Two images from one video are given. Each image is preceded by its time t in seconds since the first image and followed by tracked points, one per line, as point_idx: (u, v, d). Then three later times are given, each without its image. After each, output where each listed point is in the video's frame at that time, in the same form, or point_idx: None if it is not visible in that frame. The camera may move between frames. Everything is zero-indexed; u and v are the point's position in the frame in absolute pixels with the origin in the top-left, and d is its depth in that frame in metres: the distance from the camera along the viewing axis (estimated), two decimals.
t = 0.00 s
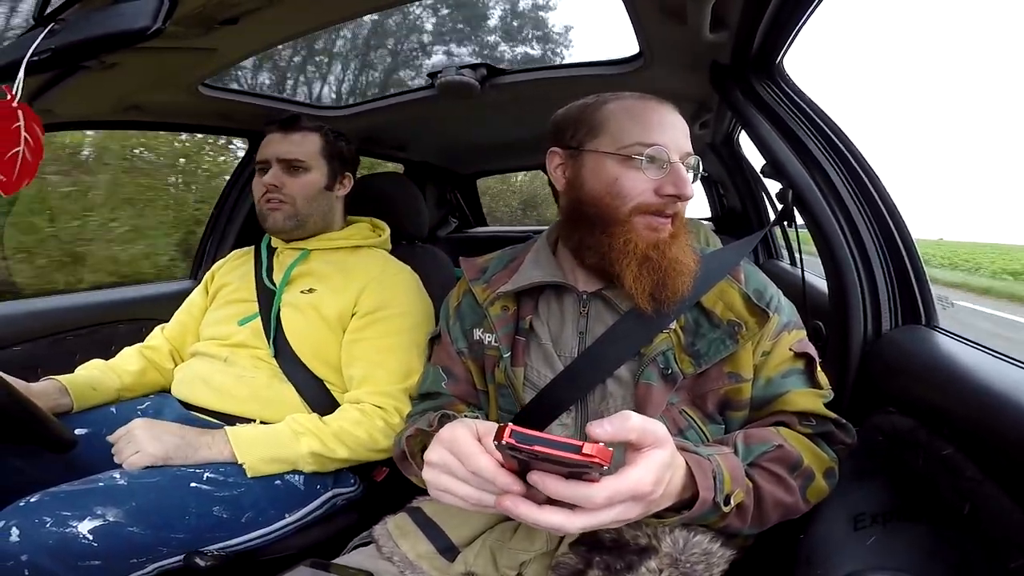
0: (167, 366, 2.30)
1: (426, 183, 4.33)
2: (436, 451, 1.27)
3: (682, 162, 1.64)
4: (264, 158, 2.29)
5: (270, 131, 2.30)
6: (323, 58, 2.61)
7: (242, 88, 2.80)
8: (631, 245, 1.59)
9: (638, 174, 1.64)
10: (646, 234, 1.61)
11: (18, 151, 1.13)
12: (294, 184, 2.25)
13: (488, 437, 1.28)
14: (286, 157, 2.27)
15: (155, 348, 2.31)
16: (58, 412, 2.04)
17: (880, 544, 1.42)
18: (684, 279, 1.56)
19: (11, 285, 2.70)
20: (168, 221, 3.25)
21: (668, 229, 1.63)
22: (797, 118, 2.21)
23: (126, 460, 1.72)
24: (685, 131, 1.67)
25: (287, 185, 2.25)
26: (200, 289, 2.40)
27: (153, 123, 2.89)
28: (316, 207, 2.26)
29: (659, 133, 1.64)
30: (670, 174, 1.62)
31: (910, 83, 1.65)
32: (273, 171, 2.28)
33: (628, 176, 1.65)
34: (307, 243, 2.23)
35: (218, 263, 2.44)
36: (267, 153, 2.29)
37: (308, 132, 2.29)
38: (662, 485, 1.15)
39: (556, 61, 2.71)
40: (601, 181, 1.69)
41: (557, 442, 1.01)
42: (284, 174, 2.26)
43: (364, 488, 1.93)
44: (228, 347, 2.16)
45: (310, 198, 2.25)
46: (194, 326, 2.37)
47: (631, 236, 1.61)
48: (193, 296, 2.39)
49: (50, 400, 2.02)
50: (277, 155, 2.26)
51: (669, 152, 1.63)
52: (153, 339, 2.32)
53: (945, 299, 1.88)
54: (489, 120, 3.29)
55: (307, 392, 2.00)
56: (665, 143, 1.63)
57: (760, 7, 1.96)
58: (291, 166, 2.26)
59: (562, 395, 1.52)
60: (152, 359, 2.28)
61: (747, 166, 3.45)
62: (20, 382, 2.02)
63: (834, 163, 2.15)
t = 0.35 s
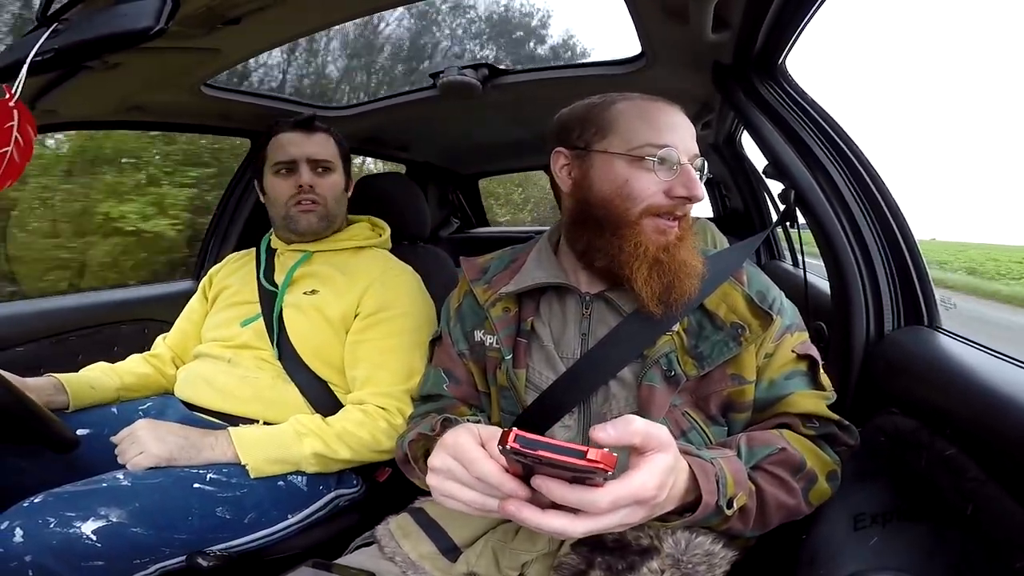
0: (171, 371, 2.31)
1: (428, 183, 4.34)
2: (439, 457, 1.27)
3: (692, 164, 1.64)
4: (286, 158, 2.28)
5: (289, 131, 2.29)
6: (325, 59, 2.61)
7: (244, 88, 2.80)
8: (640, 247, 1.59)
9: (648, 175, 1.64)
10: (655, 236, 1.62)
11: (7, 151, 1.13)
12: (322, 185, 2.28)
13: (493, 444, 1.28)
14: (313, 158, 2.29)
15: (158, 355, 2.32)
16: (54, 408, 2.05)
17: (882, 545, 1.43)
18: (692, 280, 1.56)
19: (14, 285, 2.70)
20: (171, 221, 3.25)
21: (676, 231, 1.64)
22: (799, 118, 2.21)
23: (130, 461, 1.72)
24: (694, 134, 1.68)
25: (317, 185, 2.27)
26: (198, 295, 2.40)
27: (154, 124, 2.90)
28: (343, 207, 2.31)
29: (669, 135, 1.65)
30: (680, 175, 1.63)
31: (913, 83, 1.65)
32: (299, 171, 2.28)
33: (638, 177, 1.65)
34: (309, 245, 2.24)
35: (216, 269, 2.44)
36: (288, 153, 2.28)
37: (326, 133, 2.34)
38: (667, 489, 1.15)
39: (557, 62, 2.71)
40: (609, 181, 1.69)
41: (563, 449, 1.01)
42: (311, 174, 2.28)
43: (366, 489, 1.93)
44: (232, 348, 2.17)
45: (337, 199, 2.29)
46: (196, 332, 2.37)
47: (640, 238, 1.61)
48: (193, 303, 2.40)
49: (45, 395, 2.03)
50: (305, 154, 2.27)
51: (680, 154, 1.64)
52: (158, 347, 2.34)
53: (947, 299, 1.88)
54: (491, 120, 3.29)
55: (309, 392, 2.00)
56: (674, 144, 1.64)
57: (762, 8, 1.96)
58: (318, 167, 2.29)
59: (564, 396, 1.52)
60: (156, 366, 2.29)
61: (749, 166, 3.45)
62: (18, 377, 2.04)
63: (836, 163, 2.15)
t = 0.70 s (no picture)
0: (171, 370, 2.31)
1: (428, 182, 4.34)
2: (438, 458, 1.26)
3: (692, 162, 1.64)
4: (266, 163, 2.26)
5: (266, 135, 2.27)
6: (325, 58, 2.62)
7: (244, 88, 2.80)
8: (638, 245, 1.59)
9: (649, 173, 1.65)
10: (654, 235, 1.62)
11: (23, 150, 1.12)
12: (306, 189, 2.27)
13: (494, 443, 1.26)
14: (293, 162, 2.28)
15: (156, 356, 2.32)
16: (55, 404, 2.05)
17: (882, 544, 1.45)
18: (691, 278, 1.56)
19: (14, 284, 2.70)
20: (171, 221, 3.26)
21: (676, 230, 1.64)
22: (798, 118, 2.21)
23: (131, 460, 1.72)
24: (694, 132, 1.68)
25: (301, 189, 2.25)
26: (189, 297, 2.40)
27: (156, 123, 2.91)
28: (328, 210, 2.29)
29: (670, 133, 1.65)
30: (679, 174, 1.63)
31: (912, 83, 1.66)
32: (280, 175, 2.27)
33: (639, 175, 1.66)
34: (295, 248, 2.23)
35: (204, 268, 2.45)
36: (268, 158, 2.26)
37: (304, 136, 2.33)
38: (671, 488, 1.16)
39: (557, 62, 2.72)
40: (610, 180, 1.70)
41: (571, 442, 0.99)
42: (294, 178, 2.26)
43: (366, 488, 1.93)
44: (229, 350, 2.17)
45: (321, 202, 2.28)
46: (188, 335, 2.38)
47: (640, 236, 1.61)
48: (183, 304, 2.39)
49: (46, 389, 2.04)
50: (286, 158, 2.26)
51: (680, 152, 1.64)
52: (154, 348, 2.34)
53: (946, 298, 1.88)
54: (492, 119, 3.29)
55: (308, 392, 2.00)
56: (675, 143, 1.64)
57: (762, 8, 1.96)
58: (299, 171, 2.28)
59: (563, 395, 1.52)
60: (155, 365, 2.30)
61: (749, 166, 3.46)
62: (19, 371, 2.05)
63: (836, 162, 2.15)
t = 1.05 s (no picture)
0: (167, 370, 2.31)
1: (426, 182, 4.34)
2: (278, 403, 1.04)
3: (604, 146, 1.63)
4: (221, 158, 2.22)
5: (218, 130, 2.23)
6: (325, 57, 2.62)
7: (243, 88, 2.80)
8: (546, 234, 1.63)
9: (562, 163, 1.68)
10: (564, 219, 1.63)
11: (8, 150, 1.13)
12: (266, 183, 2.23)
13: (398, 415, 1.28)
14: (252, 155, 2.23)
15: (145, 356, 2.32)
16: (55, 404, 2.04)
17: (882, 544, 1.46)
18: (604, 257, 1.56)
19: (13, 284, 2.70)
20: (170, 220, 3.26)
21: (593, 213, 1.62)
22: (796, 118, 2.22)
23: (131, 459, 1.73)
24: (620, 113, 1.65)
25: (260, 184, 2.22)
26: (155, 304, 2.36)
27: (155, 123, 2.91)
28: (291, 204, 2.26)
29: (579, 122, 1.66)
30: (585, 159, 1.64)
31: (911, 83, 1.66)
32: (239, 169, 2.23)
33: (555, 167, 1.69)
34: (258, 249, 2.22)
35: (165, 269, 2.41)
36: (224, 153, 2.22)
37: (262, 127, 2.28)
38: (705, 490, 1.14)
39: (557, 61, 2.72)
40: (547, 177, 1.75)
41: (629, 447, 0.97)
42: (253, 172, 2.23)
43: (366, 488, 1.93)
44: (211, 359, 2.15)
45: (283, 196, 2.25)
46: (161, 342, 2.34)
47: (550, 223, 1.64)
48: (150, 312, 2.36)
49: (44, 389, 2.02)
50: (243, 152, 2.22)
51: (588, 139, 1.64)
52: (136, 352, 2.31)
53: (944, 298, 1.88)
54: (491, 119, 3.30)
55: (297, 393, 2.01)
56: (588, 129, 1.65)
57: (761, 8, 1.96)
58: (258, 164, 2.24)
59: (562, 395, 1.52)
60: (152, 366, 2.30)
61: (748, 166, 3.46)
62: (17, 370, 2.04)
63: (834, 161, 2.15)
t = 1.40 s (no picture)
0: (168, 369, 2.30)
1: (426, 181, 4.33)
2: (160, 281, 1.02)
3: (565, 170, 1.60)
4: (207, 158, 2.25)
5: (211, 129, 2.26)
6: (324, 56, 2.62)
7: (242, 87, 2.80)
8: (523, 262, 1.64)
9: (532, 188, 1.67)
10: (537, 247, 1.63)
11: (16, 149, 1.12)
12: (247, 185, 2.24)
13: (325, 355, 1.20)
14: (236, 157, 2.24)
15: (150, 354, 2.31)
16: (53, 404, 2.05)
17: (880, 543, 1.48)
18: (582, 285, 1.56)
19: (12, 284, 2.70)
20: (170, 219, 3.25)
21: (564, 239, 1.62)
22: (795, 116, 2.22)
23: (132, 459, 1.71)
24: (575, 132, 1.60)
25: (239, 186, 2.23)
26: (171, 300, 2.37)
27: (154, 122, 2.90)
28: (271, 206, 2.26)
29: (541, 144, 1.63)
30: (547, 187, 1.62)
31: (910, 82, 1.66)
32: (220, 170, 2.25)
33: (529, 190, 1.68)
34: (272, 247, 2.22)
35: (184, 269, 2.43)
36: (210, 153, 2.25)
37: (257, 126, 2.27)
38: (696, 483, 1.13)
39: (556, 60, 2.72)
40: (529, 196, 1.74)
41: (609, 439, 0.97)
42: (234, 174, 2.24)
43: (366, 488, 1.93)
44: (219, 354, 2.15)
45: (263, 198, 2.24)
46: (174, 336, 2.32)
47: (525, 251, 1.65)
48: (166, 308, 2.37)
49: (44, 389, 2.04)
50: (223, 154, 2.23)
51: (550, 162, 1.62)
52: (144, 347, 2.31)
53: (944, 297, 1.88)
54: (491, 119, 3.30)
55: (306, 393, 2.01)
56: (547, 152, 1.62)
57: (760, 7, 1.96)
58: (241, 166, 2.24)
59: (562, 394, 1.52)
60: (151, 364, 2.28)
61: (747, 165, 3.47)
62: (16, 370, 2.04)
63: (833, 160, 2.15)
